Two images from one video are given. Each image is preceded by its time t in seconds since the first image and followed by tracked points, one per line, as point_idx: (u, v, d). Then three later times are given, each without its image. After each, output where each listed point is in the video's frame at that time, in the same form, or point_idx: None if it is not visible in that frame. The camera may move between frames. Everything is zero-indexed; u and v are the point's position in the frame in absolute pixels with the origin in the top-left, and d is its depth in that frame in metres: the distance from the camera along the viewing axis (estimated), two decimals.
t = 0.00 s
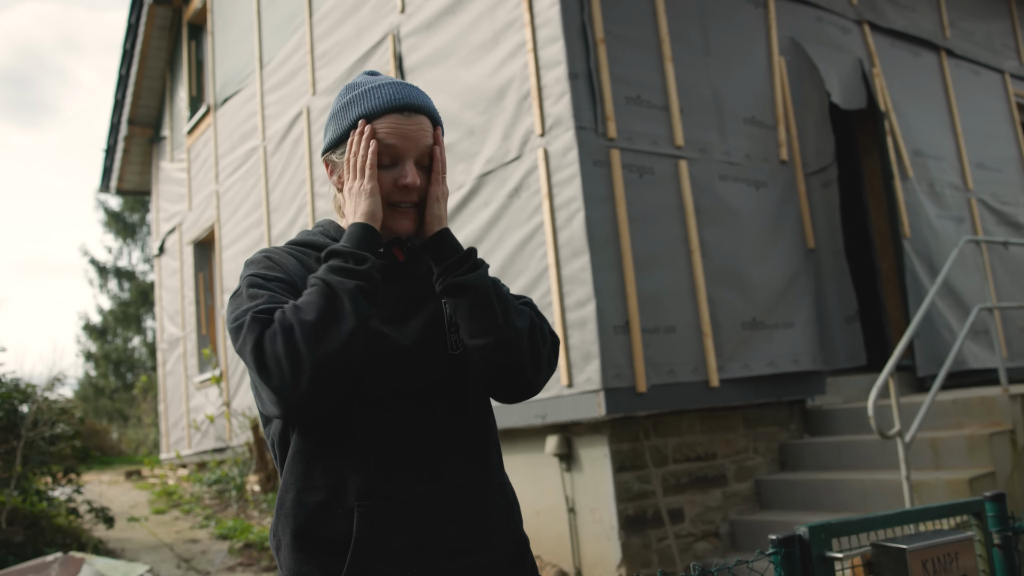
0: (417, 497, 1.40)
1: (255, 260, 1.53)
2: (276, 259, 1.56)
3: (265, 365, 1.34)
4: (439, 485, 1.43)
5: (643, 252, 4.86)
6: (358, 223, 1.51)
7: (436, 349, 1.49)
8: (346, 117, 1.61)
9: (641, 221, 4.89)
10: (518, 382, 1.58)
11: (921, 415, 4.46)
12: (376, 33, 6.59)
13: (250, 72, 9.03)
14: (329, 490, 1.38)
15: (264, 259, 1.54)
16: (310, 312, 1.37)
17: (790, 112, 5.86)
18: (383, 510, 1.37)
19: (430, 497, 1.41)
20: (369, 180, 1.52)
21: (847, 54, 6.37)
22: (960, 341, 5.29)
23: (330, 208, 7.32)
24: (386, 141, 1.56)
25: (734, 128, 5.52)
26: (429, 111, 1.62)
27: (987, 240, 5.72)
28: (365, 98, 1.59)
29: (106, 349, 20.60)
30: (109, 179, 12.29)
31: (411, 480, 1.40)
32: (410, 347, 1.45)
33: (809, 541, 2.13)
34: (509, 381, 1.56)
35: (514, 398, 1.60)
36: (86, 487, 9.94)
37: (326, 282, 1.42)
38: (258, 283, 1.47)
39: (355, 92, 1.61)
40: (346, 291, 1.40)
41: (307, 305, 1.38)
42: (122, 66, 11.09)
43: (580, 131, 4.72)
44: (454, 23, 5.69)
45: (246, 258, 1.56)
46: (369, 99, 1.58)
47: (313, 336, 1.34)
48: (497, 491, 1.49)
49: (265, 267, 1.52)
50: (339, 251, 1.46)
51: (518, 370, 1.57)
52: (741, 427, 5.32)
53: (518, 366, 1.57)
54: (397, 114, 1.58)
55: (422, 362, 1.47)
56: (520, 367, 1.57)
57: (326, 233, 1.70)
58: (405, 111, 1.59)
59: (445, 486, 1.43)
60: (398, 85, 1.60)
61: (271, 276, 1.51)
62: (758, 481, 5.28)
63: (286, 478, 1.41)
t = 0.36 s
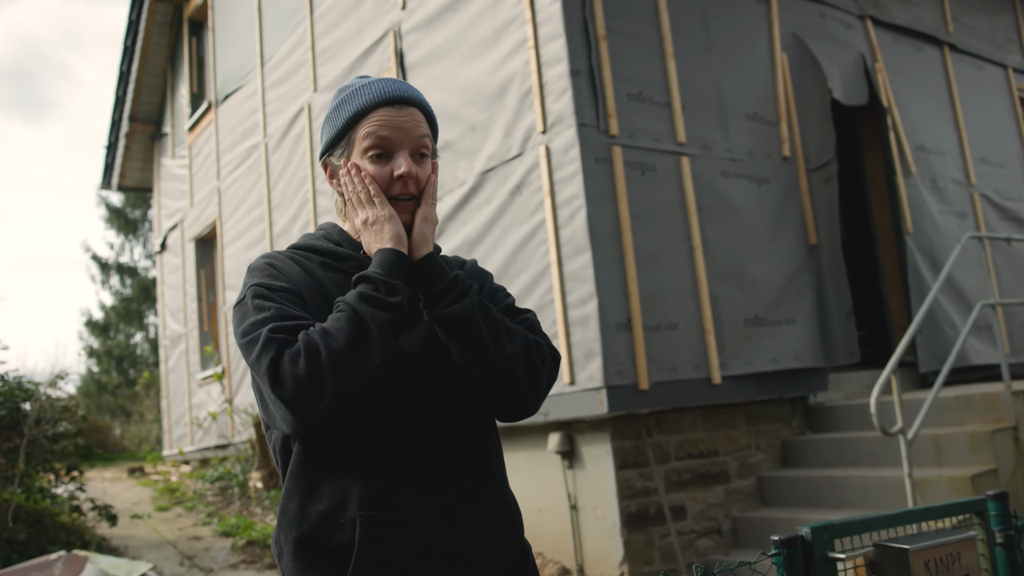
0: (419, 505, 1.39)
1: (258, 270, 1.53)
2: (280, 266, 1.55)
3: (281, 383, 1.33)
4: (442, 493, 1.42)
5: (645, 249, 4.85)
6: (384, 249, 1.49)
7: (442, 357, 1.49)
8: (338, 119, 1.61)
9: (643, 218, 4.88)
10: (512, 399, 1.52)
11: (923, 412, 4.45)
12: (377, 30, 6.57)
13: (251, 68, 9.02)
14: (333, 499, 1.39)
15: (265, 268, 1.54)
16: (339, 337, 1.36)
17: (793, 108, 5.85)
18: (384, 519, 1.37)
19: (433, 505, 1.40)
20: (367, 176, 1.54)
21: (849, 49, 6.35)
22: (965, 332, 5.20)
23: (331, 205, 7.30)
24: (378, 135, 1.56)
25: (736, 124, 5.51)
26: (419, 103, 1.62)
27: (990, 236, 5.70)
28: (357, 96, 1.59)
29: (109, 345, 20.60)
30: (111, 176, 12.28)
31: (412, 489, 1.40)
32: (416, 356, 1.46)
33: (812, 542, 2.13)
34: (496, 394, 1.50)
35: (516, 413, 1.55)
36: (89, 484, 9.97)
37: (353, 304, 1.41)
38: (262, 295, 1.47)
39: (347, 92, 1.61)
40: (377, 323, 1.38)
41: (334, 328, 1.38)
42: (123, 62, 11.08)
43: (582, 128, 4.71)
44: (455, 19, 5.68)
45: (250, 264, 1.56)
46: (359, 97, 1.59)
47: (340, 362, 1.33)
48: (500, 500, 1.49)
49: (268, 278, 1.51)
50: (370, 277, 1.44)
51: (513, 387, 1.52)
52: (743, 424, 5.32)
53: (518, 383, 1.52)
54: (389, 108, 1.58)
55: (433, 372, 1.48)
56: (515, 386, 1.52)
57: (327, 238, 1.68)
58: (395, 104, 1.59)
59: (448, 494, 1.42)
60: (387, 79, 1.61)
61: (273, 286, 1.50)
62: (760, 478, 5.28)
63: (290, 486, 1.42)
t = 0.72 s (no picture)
0: (422, 517, 1.40)
1: (246, 288, 1.50)
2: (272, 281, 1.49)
3: (227, 440, 1.34)
4: (445, 504, 1.43)
5: (648, 245, 4.84)
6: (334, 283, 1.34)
7: (445, 364, 1.47)
8: (329, 115, 1.62)
9: (645, 214, 4.87)
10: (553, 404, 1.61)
11: (926, 407, 4.44)
12: (379, 25, 6.55)
13: (252, 63, 9.01)
14: (334, 510, 1.39)
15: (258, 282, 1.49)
16: (267, 396, 1.30)
17: (795, 102, 5.83)
18: (387, 528, 1.38)
19: (436, 517, 1.41)
20: (358, 170, 1.55)
21: (851, 43, 6.33)
22: (968, 326, 5.19)
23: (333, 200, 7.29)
24: (367, 128, 1.56)
25: (739, 119, 5.49)
26: (409, 95, 1.62)
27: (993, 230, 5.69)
28: (346, 91, 1.59)
29: (110, 340, 20.62)
30: (112, 171, 12.27)
31: (418, 500, 1.41)
32: (415, 364, 1.43)
33: (816, 538, 2.13)
34: (544, 418, 1.62)
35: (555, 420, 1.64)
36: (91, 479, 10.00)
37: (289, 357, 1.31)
38: (242, 324, 1.44)
39: (338, 89, 1.62)
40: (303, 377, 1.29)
41: (271, 381, 1.31)
42: (124, 57, 11.07)
43: (584, 123, 4.70)
44: (456, 14, 5.66)
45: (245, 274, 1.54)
46: (348, 91, 1.59)
47: (267, 419, 1.30)
48: (505, 514, 1.49)
49: (252, 298, 1.47)
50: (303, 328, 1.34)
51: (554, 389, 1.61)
52: (745, 419, 5.31)
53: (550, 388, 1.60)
54: (378, 100, 1.58)
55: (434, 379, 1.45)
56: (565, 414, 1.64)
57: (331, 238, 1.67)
58: (383, 96, 1.59)
59: (450, 507, 1.43)
60: (375, 72, 1.61)
61: (258, 307, 1.47)
62: (763, 472, 5.29)
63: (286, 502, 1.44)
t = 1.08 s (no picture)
0: (434, 518, 1.42)
1: (254, 296, 1.51)
2: (277, 287, 1.50)
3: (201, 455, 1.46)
4: (455, 506, 1.45)
5: (653, 238, 4.84)
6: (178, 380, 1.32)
7: (457, 362, 1.51)
8: (345, 107, 1.62)
9: (650, 207, 4.86)
10: (611, 435, 1.69)
11: (932, 400, 4.43)
12: (382, 18, 6.53)
13: (255, 57, 9.00)
14: (341, 513, 1.40)
15: (263, 305, 1.48)
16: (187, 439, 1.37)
17: (800, 95, 5.81)
18: (399, 530, 1.39)
19: (446, 520, 1.42)
20: (370, 165, 1.56)
21: (856, 35, 6.30)
22: (973, 319, 5.18)
23: (337, 194, 7.29)
24: (381, 124, 1.56)
25: (744, 112, 5.48)
26: (426, 89, 1.61)
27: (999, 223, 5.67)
28: (361, 84, 1.59)
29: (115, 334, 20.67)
30: (115, 165, 12.26)
31: (428, 500, 1.43)
32: (424, 366, 1.46)
33: (824, 532, 2.13)
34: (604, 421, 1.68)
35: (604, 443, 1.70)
36: (97, 473, 10.04)
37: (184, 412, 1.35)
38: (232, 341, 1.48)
39: (354, 81, 1.61)
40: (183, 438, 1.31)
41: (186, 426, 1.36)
42: (127, 51, 11.06)
43: (589, 116, 4.68)
44: (460, 6, 5.64)
45: (258, 275, 1.55)
46: (364, 84, 1.59)
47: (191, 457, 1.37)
48: (514, 517, 1.51)
49: (249, 312, 1.49)
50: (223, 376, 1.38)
51: (619, 422, 1.68)
52: (751, 412, 5.31)
53: (615, 419, 1.67)
54: (393, 94, 1.57)
55: (440, 380, 1.47)
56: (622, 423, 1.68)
57: (341, 233, 1.66)
58: (398, 91, 1.58)
59: (462, 508, 1.45)
60: (392, 66, 1.60)
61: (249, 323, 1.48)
62: (768, 465, 5.29)
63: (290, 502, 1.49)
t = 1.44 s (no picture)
0: (434, 516, 1.42)
1: (259, 291, 1.51)
2: (281, 282, 1.50)
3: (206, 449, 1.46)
4: (456, 503, 1.45)
5: (655, 232, 4.83)
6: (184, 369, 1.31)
7: (461, 359, 1.51)
8: (352, 102, 1.61)
9: (653, 201, 4.85)
10: (613, 434, 1.69)
11: (934, 396, 4.42)
12: (385, 10, 6.51)
13: (258, 48, 8.98)
14: (341, 509, 1.40)
15: (267, 299, 1.48)
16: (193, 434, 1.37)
17: (804, 88, 5.78)
18: (400, 526, 1.39)
19: (448, 516, 1.43)
20: (376, 162, 1.55)
21: (861, 28, 6.26)
22: (976, 314, 5.17)
23: (340, 186, 7.28)
24: (388, 121, 1.55)
25: (748, 105, 5.46)
26: (433, 86, 1.60)
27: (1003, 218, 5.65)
28: (369, 80, 1.58)
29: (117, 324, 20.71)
30: (118, 156, 12.26)
31: (429, 497, 1.43)
32: (427, 362, 1.47)
33: (824, 528, 2.13)
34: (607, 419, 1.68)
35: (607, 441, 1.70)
36: (99, 463, 10.09)
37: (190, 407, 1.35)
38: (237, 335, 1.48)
39: (362, 75, 1.60)
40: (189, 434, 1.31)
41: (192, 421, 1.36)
42: (131, 42, 11.04)
43: (592, 109, 4.67)
44: None
45: (262, 270, 1.55)
46: (372, 79, 1.57)
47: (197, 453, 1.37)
48: (516, 514, 1.51)
49: (254, 306, 1.49)
50: (229, 370, 1.38)
51: (622, 422, 1.68)
52: (752, 406, 5.31)
53: (619, 420, 1.67)
54: (401, 91, 1.56)
55: (443, 377, 1.47)
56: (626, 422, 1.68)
57: (345, 228, 1.66)
58: (406, 87, 1.57)
59: (464, 504, 1.45)
60: (400, 61, 1.58)
61: (253, 317, 1.48)
62: (769, 459, 5.29)
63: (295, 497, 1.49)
